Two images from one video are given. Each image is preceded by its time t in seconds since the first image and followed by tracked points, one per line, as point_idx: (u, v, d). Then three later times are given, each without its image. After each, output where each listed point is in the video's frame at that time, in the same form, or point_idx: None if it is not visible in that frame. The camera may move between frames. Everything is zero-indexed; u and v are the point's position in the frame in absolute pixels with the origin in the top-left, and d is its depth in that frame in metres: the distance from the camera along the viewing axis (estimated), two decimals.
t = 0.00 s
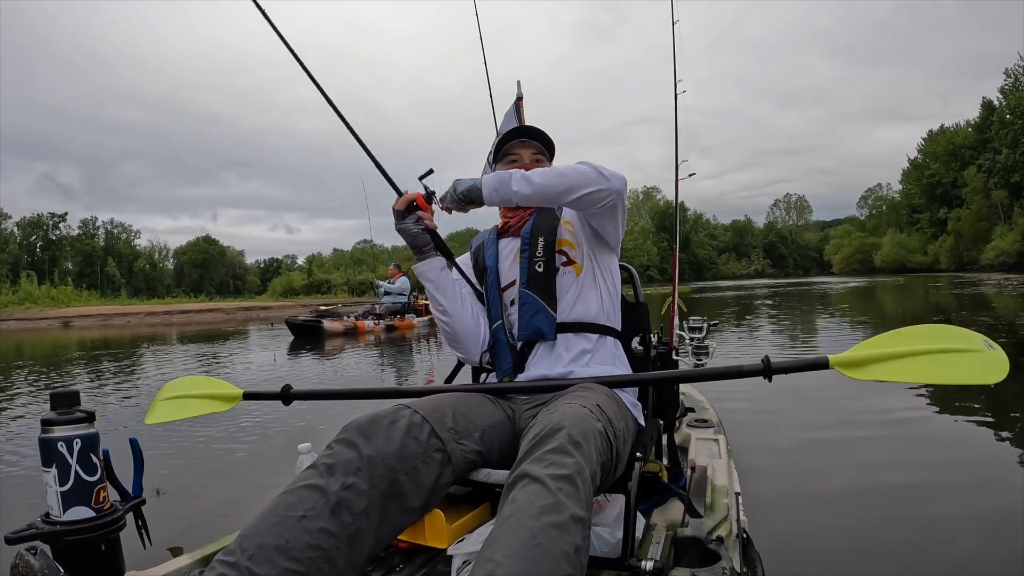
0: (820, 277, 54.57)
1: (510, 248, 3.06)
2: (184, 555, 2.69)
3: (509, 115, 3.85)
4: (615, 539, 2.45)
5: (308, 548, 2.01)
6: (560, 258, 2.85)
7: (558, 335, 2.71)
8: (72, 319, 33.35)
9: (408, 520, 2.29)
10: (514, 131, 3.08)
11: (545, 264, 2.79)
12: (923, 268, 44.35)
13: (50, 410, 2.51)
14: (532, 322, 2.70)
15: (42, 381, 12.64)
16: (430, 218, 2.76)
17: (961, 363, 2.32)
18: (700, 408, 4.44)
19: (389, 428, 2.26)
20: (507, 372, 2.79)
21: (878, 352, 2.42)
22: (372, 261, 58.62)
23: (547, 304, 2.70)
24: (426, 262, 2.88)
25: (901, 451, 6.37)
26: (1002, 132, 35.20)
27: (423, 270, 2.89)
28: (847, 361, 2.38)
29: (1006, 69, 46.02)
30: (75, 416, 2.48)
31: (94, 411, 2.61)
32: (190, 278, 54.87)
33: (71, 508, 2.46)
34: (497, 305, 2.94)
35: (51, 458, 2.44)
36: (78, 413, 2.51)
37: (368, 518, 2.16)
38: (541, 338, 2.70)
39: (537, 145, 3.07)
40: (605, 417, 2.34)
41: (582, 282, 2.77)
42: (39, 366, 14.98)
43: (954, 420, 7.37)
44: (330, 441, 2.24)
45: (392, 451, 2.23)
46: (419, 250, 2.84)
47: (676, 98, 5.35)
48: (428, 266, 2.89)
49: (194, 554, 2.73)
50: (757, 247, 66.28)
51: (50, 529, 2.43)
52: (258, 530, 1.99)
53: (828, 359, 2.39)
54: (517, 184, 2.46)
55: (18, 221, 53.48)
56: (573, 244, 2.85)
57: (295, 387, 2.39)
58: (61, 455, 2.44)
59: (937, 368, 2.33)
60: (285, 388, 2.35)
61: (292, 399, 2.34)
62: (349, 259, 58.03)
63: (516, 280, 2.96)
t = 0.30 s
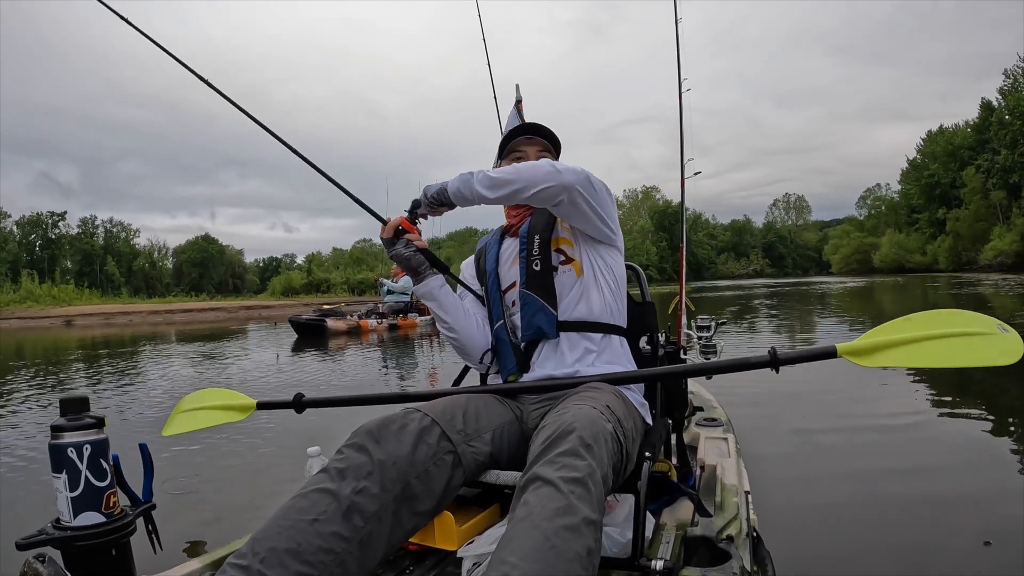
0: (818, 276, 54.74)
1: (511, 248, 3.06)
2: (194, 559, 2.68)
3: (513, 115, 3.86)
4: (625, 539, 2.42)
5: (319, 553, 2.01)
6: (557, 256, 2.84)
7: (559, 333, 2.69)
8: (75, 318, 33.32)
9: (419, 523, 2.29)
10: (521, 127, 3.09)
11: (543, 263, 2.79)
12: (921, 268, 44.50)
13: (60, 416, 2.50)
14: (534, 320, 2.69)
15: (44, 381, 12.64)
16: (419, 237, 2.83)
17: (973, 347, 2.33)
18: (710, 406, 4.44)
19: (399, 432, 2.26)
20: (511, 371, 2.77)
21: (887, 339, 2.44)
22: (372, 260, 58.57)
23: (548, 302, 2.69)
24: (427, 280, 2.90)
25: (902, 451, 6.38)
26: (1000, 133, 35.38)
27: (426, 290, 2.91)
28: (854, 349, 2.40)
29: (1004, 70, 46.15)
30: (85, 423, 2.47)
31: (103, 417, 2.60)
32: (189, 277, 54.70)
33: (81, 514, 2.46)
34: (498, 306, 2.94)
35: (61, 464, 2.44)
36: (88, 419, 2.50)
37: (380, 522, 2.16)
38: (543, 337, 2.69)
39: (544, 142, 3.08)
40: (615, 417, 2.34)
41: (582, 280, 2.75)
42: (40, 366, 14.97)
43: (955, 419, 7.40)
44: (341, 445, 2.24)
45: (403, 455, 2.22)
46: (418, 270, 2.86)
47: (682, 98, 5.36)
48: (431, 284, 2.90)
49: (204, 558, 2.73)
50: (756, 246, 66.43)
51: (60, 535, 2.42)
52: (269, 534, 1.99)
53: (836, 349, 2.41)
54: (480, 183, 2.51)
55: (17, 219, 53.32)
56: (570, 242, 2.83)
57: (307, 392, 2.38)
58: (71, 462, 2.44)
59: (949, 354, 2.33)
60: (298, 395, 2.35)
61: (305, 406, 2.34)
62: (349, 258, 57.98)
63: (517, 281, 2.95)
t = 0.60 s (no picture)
0: (818, 276, 54.77)
1: (509, 246, 3.07)
2: (196, 559, 2.68)
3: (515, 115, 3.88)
4: (625, 539, 2.44)
5: (320, 552, 2.02)
6: (554, 254, 2.84)
7: (556, 331, 2.69)
8: (76, 317, 33.30)
9: (419, 523, 2.31)
10: (521, 127, 3.08)
11: (539, 261, 2.80)
12: (921, 268, 44.54)
13: (60, 416, 2.50)
14: (531, 318, 2.70)
15: (44, 381, 12.65)
16: (411, 240, 2.90)
17: (978, 352, 2.32)
18: (710, 407, 4.45)
19: (399, 433, 2.27)
20: (509, 368, 2.79)
21: (893, 344, 2.47)
22: (372, 260, 58.56)
23: (544, 301, 2.70)
24: (417, 280, 2.90)
25: (902, 449, 6.39)
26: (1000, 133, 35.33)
27: (416, 291, 2.91)
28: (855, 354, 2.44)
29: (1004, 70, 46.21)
30: (85, 423, 2.47)
31: (104, 416, 2.60)
32: (189, 276, 54.67)
33: (82, 514, 2.45)
34: (496, 303, 2.95)
35: (62, 464, 2.43)
36: (89, 420, 2.49)
37: (380, 523, 2.17)
38: (540, 335, 2.70)
39: (545, 142, 3.08)
40: (614, 416, 2.35)
41: (579, 276, 2.75)
42: (40, 365, 14.97)
43: (955, 419, 7.40)
44: (341, 445, 2.25)
45: (402, 456, 2.23)
46: (408, 271, 2.87)
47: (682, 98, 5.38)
48: (421, 285, 2.90)
49: (205, 557, 2.73)
50: (756, 246, 66.49)
51: (61, 536, 2.42)
52: (269, 534, 2.00)
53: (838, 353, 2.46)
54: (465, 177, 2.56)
55: (16, 218, 53.26)
56: (566, 240, 2.83)
57: (309, 391, 2.39)
58: (71, 462, 2.43)
59: (953, 358, 2.33)
60: (299, 394, 2.35)
61: (306, 406, 2.34)
62: (349, 257, 57.99)
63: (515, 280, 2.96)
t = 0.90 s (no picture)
0: (819, 276, 54.72)
1: (504, 242, 3.08)
2: (189, 555, 2.69)
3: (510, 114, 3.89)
4: (618, 539, 2.46)
5: (313, 549, 2.03)
6: (546, 252, 2.85)
7: (548, 330, 2.70)
8: (80, 315, 33.40)
9: (413, 521, 2.31)
10: (518, 124, 3.09)
11: (531, 258, 2.80)
12: (921, 268, 44.50)
13: (54, 410, 2.50)
14: (524, 316, 2.71)
15: (45, 378, 12.69)
16: (402, 244, 2.88)
17: (975, 353, 2.33)
18: (704, 407, 4.45)
19: (393, 431, 2.28)
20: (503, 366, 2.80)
21: (890, 343, 2.45)
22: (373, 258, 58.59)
23: (537, 299, 2.71)
24: (410, 285, 2.91)
25: (900, 449, 6.40)
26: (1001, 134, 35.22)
27: (409, 295, 2.94)
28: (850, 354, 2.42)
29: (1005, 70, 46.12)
30: (79, 417, 2.47)
31: (99, 410, 2.61)
32: (189, 275, 54.71)
33: (75, 509, 2.47)
34: (489, 303, 2.96)
35: (55, 459, 2.44)
36: (83, 414, 2.50)
37: (374, 520, 2.18)
38: (534, 334, 2.71)
39: (540, 139, 3.08)
40: (607, 414, 2.36)
41: (569, 273, 2.76)
42: (40, 362, 15.00)
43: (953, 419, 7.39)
44: (336, 442, 2.26)
45: (396, 454, 2.24)
46: (401, 276, 2.89)
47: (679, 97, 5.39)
48: (413, 290, 2.92)
49: (199, 553, 2.74)
50: (757, 246, 66.44)
51: (54, 530, 2.43)
52: (263, 530, 2.01)
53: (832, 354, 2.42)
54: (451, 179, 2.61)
55: (17, 216, 53.36)
56: (559, 238, 2.84)
57: (304, 387, 2.40)
58: (65, 456, 2.44)
59: (948, 357, 2.34)
60: (293, 391, 2.36)
61: (301, 401, 2.36)
62: (349, 256, 58.05)
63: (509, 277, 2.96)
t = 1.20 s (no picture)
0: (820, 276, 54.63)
1: (500, 243, 3.09)
2: (181, 555, 2.70)
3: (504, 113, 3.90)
4: (611, 538, 2.46)
5: (306, 549, 2.04)
6: (543, 253, 2.85)
7: (542, 331, 2.71)
8: (84, 314, 33.53)
9: (406, 521, 2.31)
10: (518, 124, 3.08)
11: (528, 259, 2.81)
12: (922, 268, 44.41)
13: (46, 411, 2.52)
14: (518, 317, 2.72)
15: (46, 377, 12.73)
16: (395, 244, 2.89)
17: (966, 354, 2.33)
18: (696, 406, 4.46)
19: (385, 431, 2.28)
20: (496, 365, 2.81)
21: (880, 344, 2.45)
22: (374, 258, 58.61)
23: (532, 300, 2.71)
24: (406, 284, 2.91)
25: (898, 449, 6.39)
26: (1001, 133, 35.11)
27: (404, 295, 2.93)
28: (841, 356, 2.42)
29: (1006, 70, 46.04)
30: (71, 417, 2.49)
31: (90, 410, 2.62)
32: (191, 274, 54.79)
33: (67, 510, 2.48)
34: (484, 302, 2.97)
35: (47, 459, 2.46)
36: (74, 414, 2.52)
37: (367, 520, 2.18)
38: (527, 335, 2.72)
39: (541, 138, 3.08)
40: (598, 414, 2.36)
41: (564, 275, 2.76)
42: (42, 361, 15.06)
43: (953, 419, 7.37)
44: (327, 443, 2.26)
45: (388, 454, 2.24)
46: (397, 275, 2.89)
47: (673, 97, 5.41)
48: (409, 289, 2.92)
49: (191, 553, 2.75)
50: (758, 246, 66.40)
51: (46, 531, 2.45)
52: (255, 530, 2.01)
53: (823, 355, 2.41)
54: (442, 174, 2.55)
55: (19, 216, 53.53)
56: (555, 239, 2.84)
57: (296, 387, 2.40)
58: (56, 457, 2.46)
59: (937, 358, 2.35)
60: (286, 390, 2.37)
61: (293, 401, 2.36)
62: (350, 255, 58.10)
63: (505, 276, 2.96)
